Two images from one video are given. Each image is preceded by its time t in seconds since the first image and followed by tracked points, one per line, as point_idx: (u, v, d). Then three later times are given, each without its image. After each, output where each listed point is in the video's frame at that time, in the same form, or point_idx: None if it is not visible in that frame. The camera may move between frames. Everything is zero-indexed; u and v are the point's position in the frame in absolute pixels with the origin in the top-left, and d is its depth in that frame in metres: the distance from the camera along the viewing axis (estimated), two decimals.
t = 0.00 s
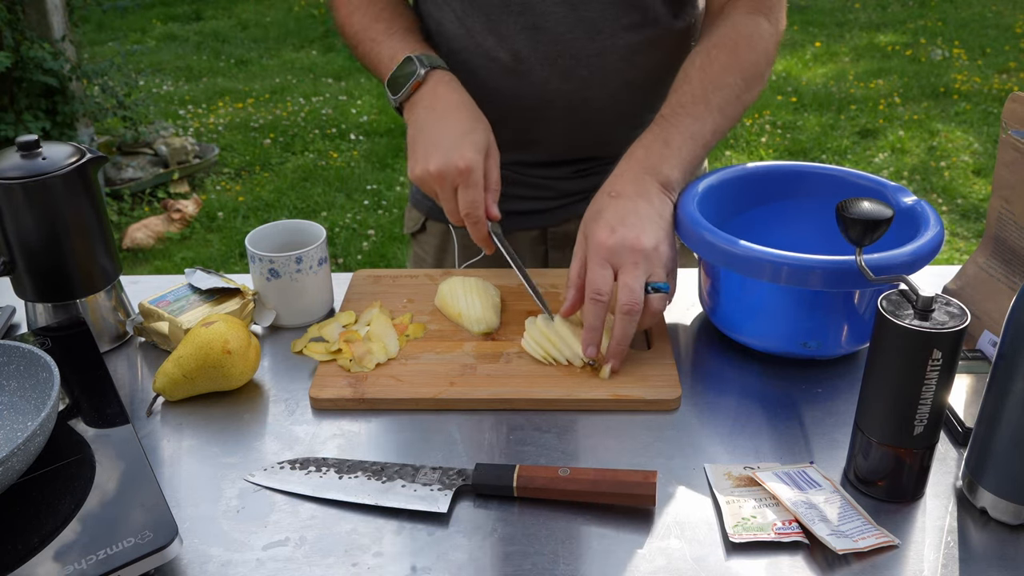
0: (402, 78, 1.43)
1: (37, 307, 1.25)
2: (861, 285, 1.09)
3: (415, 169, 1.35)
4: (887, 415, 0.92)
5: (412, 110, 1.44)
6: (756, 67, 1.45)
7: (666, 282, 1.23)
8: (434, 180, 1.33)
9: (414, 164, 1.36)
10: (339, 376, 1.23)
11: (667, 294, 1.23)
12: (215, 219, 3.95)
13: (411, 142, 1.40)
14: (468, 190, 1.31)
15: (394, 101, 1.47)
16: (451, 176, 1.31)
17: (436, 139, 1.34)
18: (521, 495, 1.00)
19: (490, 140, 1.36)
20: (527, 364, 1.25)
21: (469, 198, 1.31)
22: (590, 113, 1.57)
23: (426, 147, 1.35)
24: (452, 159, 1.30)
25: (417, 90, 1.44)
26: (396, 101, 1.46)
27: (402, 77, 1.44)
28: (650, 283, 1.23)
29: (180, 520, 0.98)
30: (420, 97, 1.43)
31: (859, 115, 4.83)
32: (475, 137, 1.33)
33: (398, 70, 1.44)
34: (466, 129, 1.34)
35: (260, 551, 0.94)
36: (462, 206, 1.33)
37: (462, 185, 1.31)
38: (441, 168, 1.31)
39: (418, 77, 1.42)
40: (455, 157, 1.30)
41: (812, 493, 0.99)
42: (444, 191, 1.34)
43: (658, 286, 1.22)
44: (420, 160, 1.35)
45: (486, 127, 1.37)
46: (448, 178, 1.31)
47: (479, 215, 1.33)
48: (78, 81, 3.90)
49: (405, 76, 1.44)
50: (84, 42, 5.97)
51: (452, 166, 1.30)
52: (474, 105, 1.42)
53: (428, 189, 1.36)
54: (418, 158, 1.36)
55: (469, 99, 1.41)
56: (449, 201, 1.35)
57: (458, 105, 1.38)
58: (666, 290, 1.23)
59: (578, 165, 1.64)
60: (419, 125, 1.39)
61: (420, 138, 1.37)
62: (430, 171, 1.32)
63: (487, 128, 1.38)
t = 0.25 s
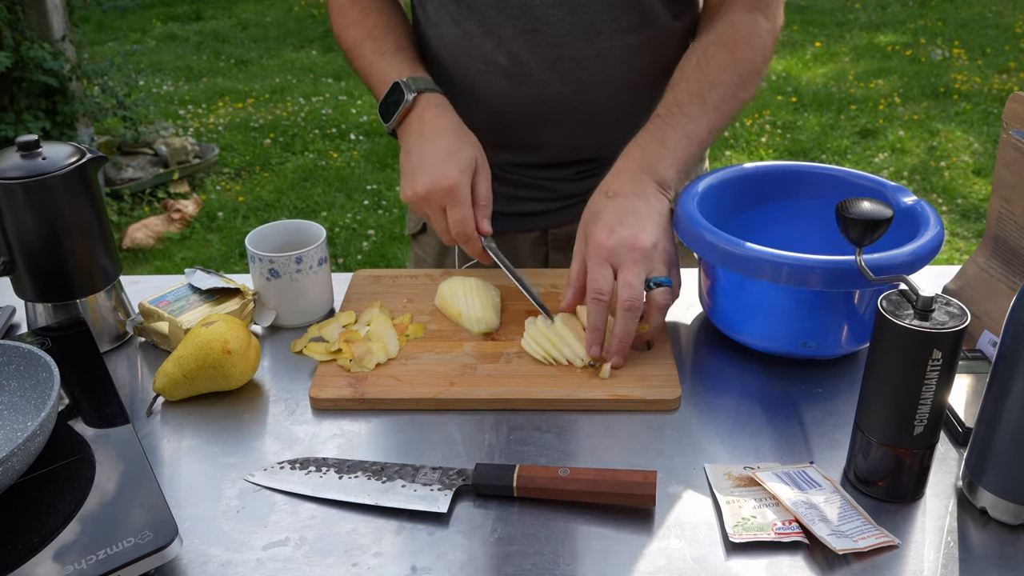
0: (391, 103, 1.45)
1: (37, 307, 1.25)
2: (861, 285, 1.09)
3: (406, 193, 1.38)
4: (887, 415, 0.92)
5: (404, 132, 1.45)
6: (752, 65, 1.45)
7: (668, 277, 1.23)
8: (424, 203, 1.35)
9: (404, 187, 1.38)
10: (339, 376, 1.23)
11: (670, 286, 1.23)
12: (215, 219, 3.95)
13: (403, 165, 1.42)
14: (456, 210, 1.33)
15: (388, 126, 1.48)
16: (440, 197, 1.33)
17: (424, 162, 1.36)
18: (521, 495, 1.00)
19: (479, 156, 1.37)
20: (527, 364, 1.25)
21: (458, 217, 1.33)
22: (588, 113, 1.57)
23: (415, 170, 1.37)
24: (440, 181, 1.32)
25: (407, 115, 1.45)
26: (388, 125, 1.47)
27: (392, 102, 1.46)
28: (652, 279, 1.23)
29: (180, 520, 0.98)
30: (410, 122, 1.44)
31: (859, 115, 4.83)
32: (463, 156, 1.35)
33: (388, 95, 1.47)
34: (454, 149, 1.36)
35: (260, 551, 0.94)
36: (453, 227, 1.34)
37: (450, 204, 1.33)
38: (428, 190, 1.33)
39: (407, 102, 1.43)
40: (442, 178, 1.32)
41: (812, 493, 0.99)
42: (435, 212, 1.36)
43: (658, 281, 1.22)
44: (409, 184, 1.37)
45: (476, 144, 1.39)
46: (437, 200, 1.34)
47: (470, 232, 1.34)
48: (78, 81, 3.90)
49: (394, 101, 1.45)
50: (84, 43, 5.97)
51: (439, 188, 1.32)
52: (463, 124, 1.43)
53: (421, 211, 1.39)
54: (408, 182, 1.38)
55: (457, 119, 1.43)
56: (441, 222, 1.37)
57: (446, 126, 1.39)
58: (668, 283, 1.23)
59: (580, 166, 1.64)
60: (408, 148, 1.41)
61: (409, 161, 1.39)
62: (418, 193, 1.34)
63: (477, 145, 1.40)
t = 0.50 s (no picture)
0: (386, 112, 1.44)
1: (37, 307, 1.25)
2: (861, 285, 1.09)
3: (412, 199, 1.37)
4: (887, 415, 0.92)
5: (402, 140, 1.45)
6: (750, 62, 1.45)
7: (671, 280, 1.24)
8: (432, 207, 1.35)
9: (409, 196, 1.38)
10: (339, 376, 1.23)
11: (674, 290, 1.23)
12: (215, 219, 3.95)
13: (405, 173, 1.41)
14: (467, 211, 1.32)
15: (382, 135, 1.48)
16: (449, 200, 1.33)
17: (429, 165, 1.36)
18: (521, 495, 1.00)
19: (480, 158, 1.38)
20: (527, 364, 1.25)
21: (470, 217, 1.32)
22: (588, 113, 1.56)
23: (422, 175, 1.37)
24: (448, 184, 1.32)
25: (403, 123, 1.45)
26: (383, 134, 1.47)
27: (386, 111, 1.45)
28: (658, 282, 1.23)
29: (180, 520, 0.98)
30: (406, 130, 1.44)
31: (859, 115, 4.83)
32: (467, 159, 1.35)
33: (380, 104, 1.45)
34: (457, 153, 1.36)
35: (260, 551, 0.94)
36: (467, 229, 1.34)
37: (461, 206, 1.33)
38: (436, 193, 1.33)
39: (402, 110, 1.43)
40: (450, 180, 1.33)
41: (812, 493, 0.99)
42: (443, 216, 1.36)
43: (662, 284, 1.22)
44: (415, 190, 1.37)
45: (474, 148, 1.40)
46: (446, 202, 1.34)
47: (484, 231, 1.33)
48: (78, 81, 3.90)
49: (389, 110, 1.44)
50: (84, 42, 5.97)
51: (449, 190, 1.33)
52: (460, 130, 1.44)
53: (428, 217, 1.38)
54: (413, 189, 1.37)
55: (454, 125, 1.43)
56: (451, 226, 1.36)
57: (444, 132, 1.40)
58: (671, 287, 1.23)
59: (574, 166, 1.64)
60: (410, 156, 1.41)
61: (413, 168, 1.39)
62: (425, 197, 1.34)
63: (475, 149, 1.41)
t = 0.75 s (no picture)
0: (383, 109, 1.43)
1: (37, 307, 1.25)
2: (861, 285, 1.09)
3: (410, 198, 1.37)
4: (887, 415, 0.92)
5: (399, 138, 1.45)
6: (747, 59, 1.46)
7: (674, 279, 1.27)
8: (430, 206, 1.35)
9: (408, 196, 1.38)
10: (339, 376, 1.23)
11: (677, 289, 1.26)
12: (215, 219, 3.95)
13: (402, 170, 1.41)
14: (465, 211, 1.33)
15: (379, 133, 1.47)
16: (447, 200, 1.33)
17: (428, 165, 1.36)
18: (521, 495, 1.00)
19: (479, 158, 1.38)
20: (527, 365, 1.25)
21: (468, 218, 1.33)
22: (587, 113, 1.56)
23: (420, 174, 1.37)
24: (446, 184, 1.32)
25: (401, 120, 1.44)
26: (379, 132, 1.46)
27: (383, 108, 1.43)
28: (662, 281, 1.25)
29: (180, 520, 0.98)
30: (405, 128, 1.44)
31: (859, 115, 4.83)
32: (466, 159, 1.35)
33: (376, 99, 1.44)
34: (456, 153, 1.36)
35: (260, 551, 0.94)
36: (464, 229, 1.34)
37: (460, 206, 1.33)
38: (435, 193, 1.33)
39: (400, 107, 1.42)
40: (449, 180, 1.32)
41: (812, 493, 0.99)
42: (441, 215, 1.36)
43: (667, 284, 1.24)
44: (413, 189, 1.36)
45: (473, 147, 1.40)
46: (444, 202, 1.33)
47: (481, 233, 1.33)
48: (78, 81, 3.90)
49: (386, 106, 1.43)
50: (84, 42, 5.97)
51: (447, 190, 1.32)
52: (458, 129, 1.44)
53: (426, 215, 1.38)
54: (412, 188, 1.37)
55: (451, 124, 1.43)
56: (448, 224, 1.37)
57: (443, 131, 1.40)
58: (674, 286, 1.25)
59: (567, 166, 1.64)
60: (407, 155, 1.41)
61: (411, 166, 1.39)
62: (424, 197, 1.34)
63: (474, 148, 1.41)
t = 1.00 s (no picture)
0: (390, 127, 1.43)
1: (37, 306, 1.25)
2: (861, 285, 1.09)
3: (420, 218, 1.37)
4: (887, 416, 0.92)
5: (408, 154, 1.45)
6: (740, 57, 1.46)
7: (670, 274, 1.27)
8: (441, 225, 1.35)
9: (417, 214, 1.38)
10: (339, 376, 1.23)
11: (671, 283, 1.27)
12: (215, 219, 3.95)
13: (413, 189, 1.41)
14: (476, 230, 1.33)
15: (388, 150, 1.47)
16: (458, 219, 1.33)
17: (436, 183, 1.36)
18: (521, 495, 1.00)
19: (488, 171, 1.38)
20: (527, 364, 1.25)
21: (478, 236, 1.33)
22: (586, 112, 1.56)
23: (429, 193, 1.37)
24: (455, 204, 1.32)
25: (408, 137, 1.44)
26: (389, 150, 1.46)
27: (390, 127, 1.44)
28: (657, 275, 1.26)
29: (180, 520, 0.98)
30: (412, 145, 1.44)
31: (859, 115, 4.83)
32: (475, 175, 1.35)
33: (382, 118, 1.44)
34: (464, 168, 1.36)
35: (260, 551, 0.94)
36: (475, 248, 1.34)
37: (469, 225, 1.33)
38: (445, 212, 1.33)
39: (406, 125, 1.42)
40: (458, 199, 1.32)
41: (812, 493, 0.99)
42: (452, 234, 1.36)
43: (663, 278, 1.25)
44: (423, 209, 1.37)
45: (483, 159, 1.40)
46: (455, 221, 1.34)
47: (492, 250, 1.34)
48: (78, 81, 3.90)
49: (393, 125, 1.43)
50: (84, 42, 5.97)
51: (457, 209, 1.33)
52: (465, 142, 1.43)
53: (436, 235, 1.38)
54: (422, 207, 1.38)
55: (459, 137, 1.42)
56: (459, 242, 1.37)
57: (450, 145, 1.39)
58: (669, 280, 1.26)
59: (562, 165, 1.65)
60: (416, 173, 1.41)
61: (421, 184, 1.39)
62: (434, 216, 1.34)
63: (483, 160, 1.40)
